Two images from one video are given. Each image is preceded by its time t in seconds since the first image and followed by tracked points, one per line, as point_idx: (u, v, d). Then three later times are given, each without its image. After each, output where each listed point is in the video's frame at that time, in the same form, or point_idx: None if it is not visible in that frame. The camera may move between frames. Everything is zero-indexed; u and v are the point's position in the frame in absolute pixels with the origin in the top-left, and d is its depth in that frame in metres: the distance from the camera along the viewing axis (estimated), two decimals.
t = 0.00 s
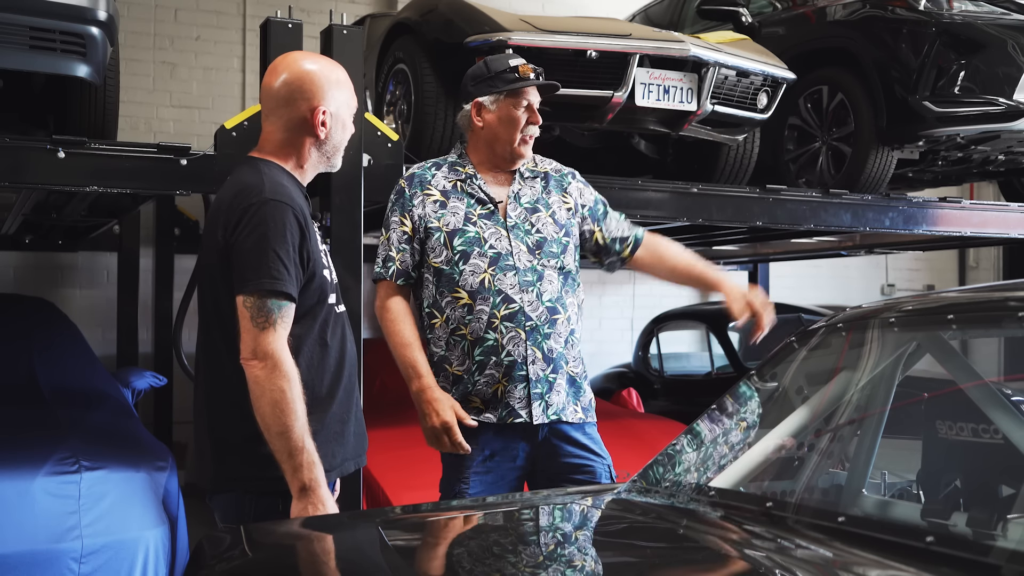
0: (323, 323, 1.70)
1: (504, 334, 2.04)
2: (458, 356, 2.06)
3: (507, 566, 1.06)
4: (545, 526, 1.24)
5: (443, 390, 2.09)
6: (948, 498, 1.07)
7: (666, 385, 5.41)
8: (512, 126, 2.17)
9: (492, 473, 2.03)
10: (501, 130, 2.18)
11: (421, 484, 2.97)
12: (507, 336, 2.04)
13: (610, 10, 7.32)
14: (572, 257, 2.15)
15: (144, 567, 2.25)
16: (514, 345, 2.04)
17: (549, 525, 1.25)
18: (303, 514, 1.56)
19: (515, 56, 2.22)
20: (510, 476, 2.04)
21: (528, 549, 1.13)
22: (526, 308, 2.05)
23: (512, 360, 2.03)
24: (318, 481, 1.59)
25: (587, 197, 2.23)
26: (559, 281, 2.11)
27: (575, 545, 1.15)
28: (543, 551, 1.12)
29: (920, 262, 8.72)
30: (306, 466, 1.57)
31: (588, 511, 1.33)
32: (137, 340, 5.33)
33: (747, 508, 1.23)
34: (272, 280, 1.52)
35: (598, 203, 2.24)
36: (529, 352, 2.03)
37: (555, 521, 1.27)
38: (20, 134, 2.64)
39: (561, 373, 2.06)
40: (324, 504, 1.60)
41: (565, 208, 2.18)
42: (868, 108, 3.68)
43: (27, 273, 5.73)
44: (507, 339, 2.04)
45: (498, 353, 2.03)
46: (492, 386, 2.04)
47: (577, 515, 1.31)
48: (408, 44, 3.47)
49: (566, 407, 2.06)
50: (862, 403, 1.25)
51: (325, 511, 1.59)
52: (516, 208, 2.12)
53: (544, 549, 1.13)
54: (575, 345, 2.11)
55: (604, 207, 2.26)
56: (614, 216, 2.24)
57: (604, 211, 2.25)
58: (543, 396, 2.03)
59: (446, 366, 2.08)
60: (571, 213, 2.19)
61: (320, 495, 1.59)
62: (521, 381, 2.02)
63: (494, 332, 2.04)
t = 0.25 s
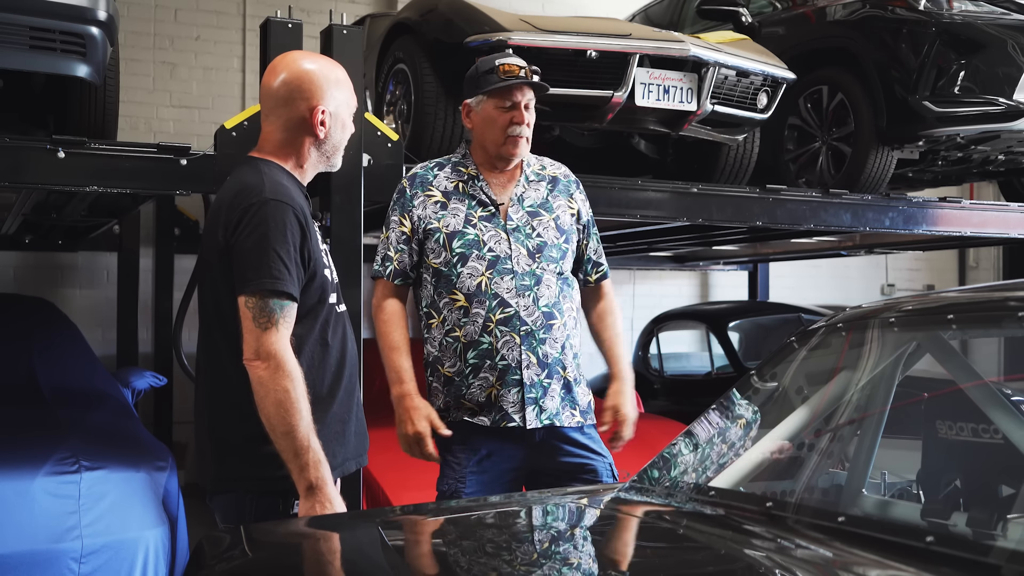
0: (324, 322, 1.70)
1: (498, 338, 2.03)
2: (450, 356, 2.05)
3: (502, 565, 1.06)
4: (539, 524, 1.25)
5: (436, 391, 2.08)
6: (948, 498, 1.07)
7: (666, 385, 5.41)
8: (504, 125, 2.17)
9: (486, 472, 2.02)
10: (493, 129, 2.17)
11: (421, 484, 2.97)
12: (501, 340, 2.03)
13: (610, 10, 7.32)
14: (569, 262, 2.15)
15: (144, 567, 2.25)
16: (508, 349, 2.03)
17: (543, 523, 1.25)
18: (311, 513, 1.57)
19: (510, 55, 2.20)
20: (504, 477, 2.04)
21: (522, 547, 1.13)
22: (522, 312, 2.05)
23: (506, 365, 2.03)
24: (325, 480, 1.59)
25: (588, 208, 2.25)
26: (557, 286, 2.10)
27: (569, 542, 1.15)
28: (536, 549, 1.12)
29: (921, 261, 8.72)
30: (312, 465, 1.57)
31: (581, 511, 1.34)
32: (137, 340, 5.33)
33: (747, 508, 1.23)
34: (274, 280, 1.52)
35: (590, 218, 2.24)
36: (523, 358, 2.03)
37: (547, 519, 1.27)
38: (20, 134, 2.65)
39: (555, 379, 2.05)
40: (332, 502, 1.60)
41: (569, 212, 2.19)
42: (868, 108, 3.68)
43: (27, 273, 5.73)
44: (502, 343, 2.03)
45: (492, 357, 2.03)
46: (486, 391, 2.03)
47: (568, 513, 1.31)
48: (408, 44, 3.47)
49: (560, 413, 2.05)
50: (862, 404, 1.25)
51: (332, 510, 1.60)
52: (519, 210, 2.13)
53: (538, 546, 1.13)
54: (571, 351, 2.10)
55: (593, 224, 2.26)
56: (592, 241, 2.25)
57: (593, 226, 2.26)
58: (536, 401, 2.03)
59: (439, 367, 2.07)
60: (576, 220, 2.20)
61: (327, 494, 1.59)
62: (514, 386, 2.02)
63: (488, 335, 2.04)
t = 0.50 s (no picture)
0: (324, 322, 1.70)
1: (502, 340, 2.03)
2: (456, 357, 2.05)
3: (505, 564, 1.06)
4: (538, 524, 1.24)
5: (438, 390, 2.07)
6: (948, 498, 1.08)
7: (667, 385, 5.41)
8: (495, 128, 2.17)
9: (486, 473, 2.03)
10: (487, 134, 2.18)
11: (421, 484, 2.97)
12: (505, 342, 2.04)
13: (610, 10, 7.32)
14: (575, 266, 2.15)
15: (144, 567, 2.25)
16: (510, 351, 2.04)
17: (543, 523, 1.25)
18: (310, 513, 1.57)
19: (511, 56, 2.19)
20: (507, 476, 2.05)
21: (524, 545, 1.13)
22: (526, 314, 2.05)
23: (508, 366, 2.03)
24: (323, 480, 1.59)
25: (593, 214, 2.24)
26: (563, 290, 2.10)
27: (571, 540, 1.16)
28: (539, 547, 1.12)
29: (921, 261, 8.72)
30: (311, 466, 1.57)
31: (581, 509, 1.34)
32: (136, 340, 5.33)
33: (747, 508, 1.23)
34: (273, 280, 1.52)
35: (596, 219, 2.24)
36: (525, 359, 2.04)
37: (545, 518, 1.28)
38: (20, 134, 2.65)
39: (556, 381, 2.06)
40: (330, 503, 1.60)
41: (578, 216, 2.18)
42: (868, 108, 3.68)
43: (27, 273, 5.73)
44: (505, 344, 2.04)
45: (496, 358, 2.03)
46: (486, 391, 2.02)
47: (567, 512, 1.32)
48: (408, 44, 3.47)
49: (560, 414, 2.05)
50: (862, 403, 1.25)
51: (331, 510, 1.60)
52: (529, 213, 2.12)
53: (540, 545, 1.13)
54: (574, 354, 2.10)
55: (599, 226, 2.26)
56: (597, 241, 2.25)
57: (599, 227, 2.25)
58: (535, 403, 2.03)
59: (444, 367, 2.06)
60: (583, 224, 2.20)
61: (326, 494, 1.59)
62: (515, 387, 2.03)
63: (493, 337, 2.04)
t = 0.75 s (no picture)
0: (324, 322, 1.70)
1: (517, 338, 2.04)
2: (473, 356, 2.05)
3: (519, 563, 1.06)
4: (554, 523, 1.24)
5: (455, 390, 2.07)
6: (948, 498, 1.08)
7: (666, 385, 5.41)
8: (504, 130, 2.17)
9: (501, 470, 2.03)
10: (497, 136, 2.18)
11: (421, 484, 2.97)
12: (520, 341, 2.04)
13: (610, 10, 7.32)
14: (589, 265, 2.15)
15: (144, 567, 2.26)
16: (526, 349, 2.04)
17: (558, 522, 1.25)
18: (304, 514, 1.56)
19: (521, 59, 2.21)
20: (519, 476, 2.04)
21: (539, 544, 1.13)
22: (541, 313, 2.05)
23: (524, 364, 2.03)
24: (318, 482, 1.59)
25: (608, 212, 2.23)
26: (577, 289, 2.10)
27: (585, 539, 1.15)
28: (554, 546, 1.12)
29: (921, 262, 8.72)
30: (307, 466, 1.57)
31: (596, 509, 1.34)
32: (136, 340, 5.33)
33: (747, 508, 1.23)
34: (271, 280, 1.52)
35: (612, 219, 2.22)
36: (541, 357, 2.04)
37: (560, 517, 1.28)
38: (20, 134, 2.65)
39: (571, 379, 2.06)
40: (325, 504, 1.60)
41: (590, 215, 2.17)
42: (868, 108, 3.68)
43: (27, 273, 5.73)
44: (521, 343, 2.04)
45: (512, 357, 2.03)
46: (502, 390, 2.03)
47: (582, 510, 1.32)
48: (408, 43, 3.47)
49: (575, 412, 2.06)
50: (862, 404, 1.25)
51: (325, 511, 1.59)
52: (540, 214, 2.12)
53: (555, 544, 1.13)
54: (587, 352, 2.11)
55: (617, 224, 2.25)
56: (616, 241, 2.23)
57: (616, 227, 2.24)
58: (551, 401, 2.03)
59: (460, 366, 2.07)
60: (596, 223, 2.19)
61: (321, 496, 1.58)
62: (531, 385, 2.03)
63: (508, 335, 2.04)
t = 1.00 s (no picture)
0: (328, 321, 1.70)
1: (537, 334, 2.04)
2: (493, 352, 2.06)
3: (535, 563, 1.06)
4: (574, 524, 1.24)
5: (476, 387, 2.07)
6: (948, 498, 1.08)
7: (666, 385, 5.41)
8: (514, 131, 2.18)
9: (520, 469, 2.03)
10: (507, 138, 2.19)
11: (421, 484, 2.97)
12: (540, 336, 2.04)
13: (610, 10, 7.32)
14: (609, 262, 2.15)
15: (144, 567, 2.26)
16: (545, 345, 2.04)
17: (577, 523, 1.24)
18: (304, 514, 1.56)
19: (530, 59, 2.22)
20: (537, 473, 2.04)
21: (558, 545, 1.13)
22: (560, 309, 2.05)
23: (543, 359, 2.03)
24: (319, 482, 1.58)
25: (628, 209, 2.21)
26: (596, 285, 2.10)
27: (605, 540, 1.15)
28: (572, 547, 1.12)
29: (921, 262, 8.72)
30: (307, 466, 1.57)
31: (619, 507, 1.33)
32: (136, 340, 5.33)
33: (747, 508, 1.23)
34: (277, 278, 1.52)
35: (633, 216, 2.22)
36: (561, 352, 2.04)
37: (580, 517, 1.27)
38: (20, 134, 2.65)
39: (592, 374, 2.06)
40: (325, 504, 1.59)
41: (608, 213, 2.16)
42: (868, 108, 3.68)
43: (27, 273, 5.73)
44: (540, 338, 2.04)
45: (531, 352, 2.04)
46: (523, 385, 2.03)
47: (603, 510, 1.31)
48: (408, 43, 3.47)
49: (595, 408, 2.05)
50: (862, 403, 1.25)
51: (325, 511, 1.59)
52: (558, 212, 2.11)
53: (574, 545, 1.12)
54: (608, 348, 2.10)
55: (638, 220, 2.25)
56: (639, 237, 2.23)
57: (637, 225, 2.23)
58: (572, 396, 2.03)
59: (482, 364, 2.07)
60: (615, 221, 2.18)
61: (321, 496, 1.58)
62: (551, 380, 2.03)
63: (528, 331, 2.04)
